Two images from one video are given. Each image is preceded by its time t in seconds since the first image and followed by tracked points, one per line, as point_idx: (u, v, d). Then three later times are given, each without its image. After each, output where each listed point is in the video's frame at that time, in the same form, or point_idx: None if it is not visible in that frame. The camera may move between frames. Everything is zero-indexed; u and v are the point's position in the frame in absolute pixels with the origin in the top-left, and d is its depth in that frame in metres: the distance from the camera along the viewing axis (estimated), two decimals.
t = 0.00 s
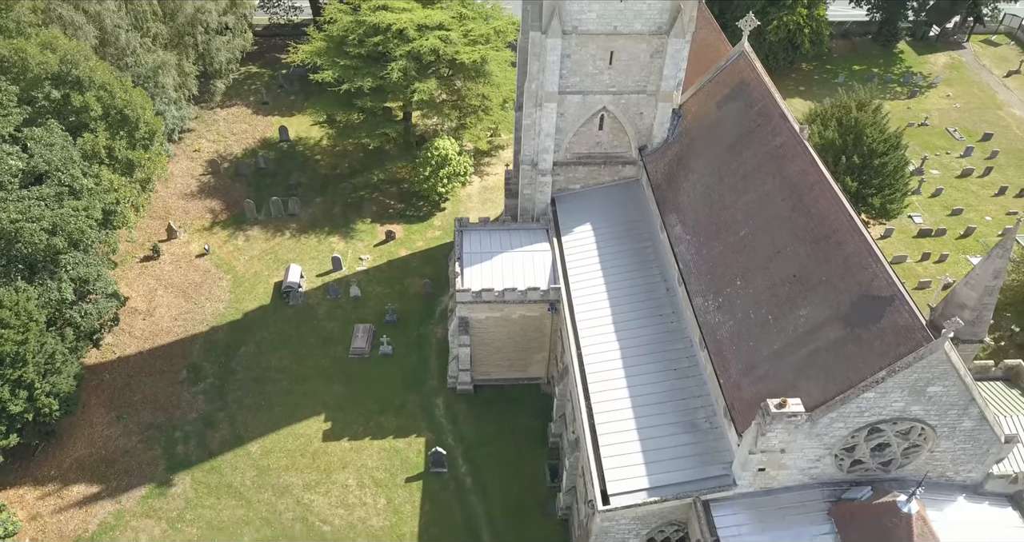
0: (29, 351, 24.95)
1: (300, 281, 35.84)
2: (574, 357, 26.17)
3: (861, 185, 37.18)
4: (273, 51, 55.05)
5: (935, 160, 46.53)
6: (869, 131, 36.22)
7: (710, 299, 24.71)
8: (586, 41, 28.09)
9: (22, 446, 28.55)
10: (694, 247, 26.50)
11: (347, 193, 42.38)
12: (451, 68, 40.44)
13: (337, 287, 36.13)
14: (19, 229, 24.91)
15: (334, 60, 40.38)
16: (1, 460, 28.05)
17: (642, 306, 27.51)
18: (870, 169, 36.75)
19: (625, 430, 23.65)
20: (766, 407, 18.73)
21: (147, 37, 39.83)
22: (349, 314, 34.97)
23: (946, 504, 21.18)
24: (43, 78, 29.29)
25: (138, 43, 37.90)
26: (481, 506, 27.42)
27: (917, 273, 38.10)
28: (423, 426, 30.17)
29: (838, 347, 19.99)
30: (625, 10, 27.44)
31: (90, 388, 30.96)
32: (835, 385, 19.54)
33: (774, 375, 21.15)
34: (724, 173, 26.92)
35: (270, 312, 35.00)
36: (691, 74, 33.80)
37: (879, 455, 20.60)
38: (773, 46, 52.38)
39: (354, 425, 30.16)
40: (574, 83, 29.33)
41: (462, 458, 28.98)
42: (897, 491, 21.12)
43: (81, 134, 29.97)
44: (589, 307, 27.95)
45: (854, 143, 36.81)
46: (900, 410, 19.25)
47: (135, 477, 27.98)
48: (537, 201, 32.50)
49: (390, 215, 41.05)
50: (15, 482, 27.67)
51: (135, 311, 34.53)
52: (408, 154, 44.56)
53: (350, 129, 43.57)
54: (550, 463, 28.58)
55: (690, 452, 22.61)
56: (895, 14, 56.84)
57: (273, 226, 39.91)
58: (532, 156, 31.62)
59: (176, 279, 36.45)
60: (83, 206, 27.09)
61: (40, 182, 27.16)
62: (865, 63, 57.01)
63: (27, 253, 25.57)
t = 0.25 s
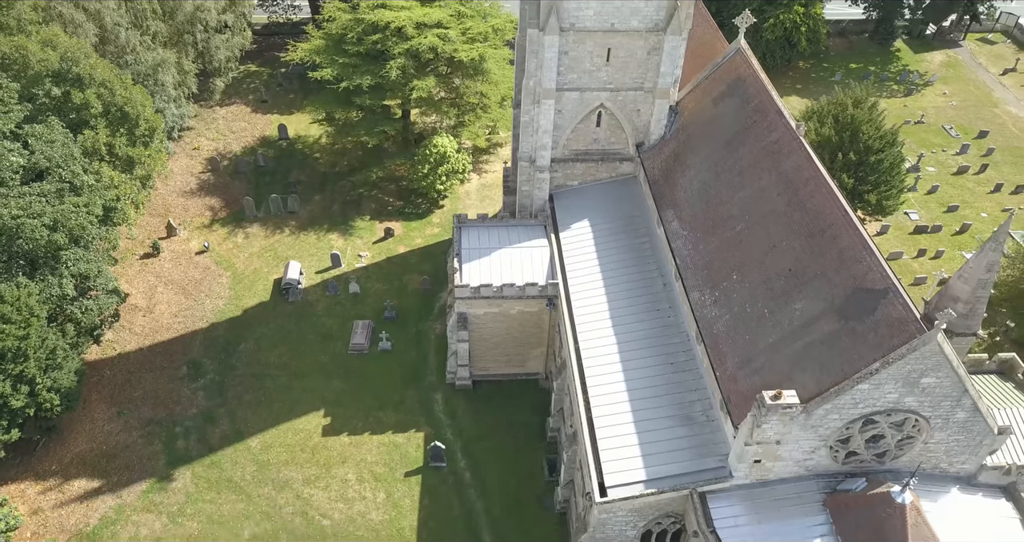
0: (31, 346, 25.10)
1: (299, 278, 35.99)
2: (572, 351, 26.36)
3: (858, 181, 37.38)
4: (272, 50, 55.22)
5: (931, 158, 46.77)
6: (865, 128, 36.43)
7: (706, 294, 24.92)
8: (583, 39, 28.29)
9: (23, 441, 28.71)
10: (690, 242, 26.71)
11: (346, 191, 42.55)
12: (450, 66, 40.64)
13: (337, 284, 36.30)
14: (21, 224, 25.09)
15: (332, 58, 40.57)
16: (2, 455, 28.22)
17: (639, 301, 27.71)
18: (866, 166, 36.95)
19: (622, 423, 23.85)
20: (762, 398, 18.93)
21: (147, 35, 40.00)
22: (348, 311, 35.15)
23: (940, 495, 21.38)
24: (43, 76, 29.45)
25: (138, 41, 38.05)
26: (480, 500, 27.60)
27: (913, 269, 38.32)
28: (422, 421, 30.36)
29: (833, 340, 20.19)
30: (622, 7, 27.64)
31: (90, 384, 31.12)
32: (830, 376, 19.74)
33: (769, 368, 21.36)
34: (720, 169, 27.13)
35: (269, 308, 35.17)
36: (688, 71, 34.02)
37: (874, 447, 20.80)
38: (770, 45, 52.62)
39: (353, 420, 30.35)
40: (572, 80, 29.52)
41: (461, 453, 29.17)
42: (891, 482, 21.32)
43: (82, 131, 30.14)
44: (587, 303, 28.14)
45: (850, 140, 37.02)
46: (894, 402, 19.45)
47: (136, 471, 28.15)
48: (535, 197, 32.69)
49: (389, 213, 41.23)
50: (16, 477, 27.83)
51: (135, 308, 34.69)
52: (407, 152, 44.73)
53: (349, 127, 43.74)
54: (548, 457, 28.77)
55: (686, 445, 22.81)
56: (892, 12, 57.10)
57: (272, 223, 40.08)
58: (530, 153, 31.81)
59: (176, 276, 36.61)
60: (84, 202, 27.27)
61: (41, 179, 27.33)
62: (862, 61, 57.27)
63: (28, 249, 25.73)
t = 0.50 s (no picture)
0: (32, 341, 25.27)
1: (298, 274, 36.14)
2: (570, 346, 26.56)
3: (854, 178, 37.58)
4: (271, 49, 55.37)
5: (927, 155, 47.00)
6: (861, 124, 36.64)
7: (703, 288, 25.13)
8: (580, 35, 28.50)
9: (24, 436, 28.87)
10: (687, 237, 26.91)
11: (345, 188, 42.71)
12: (448, 64, 40.83)
13: (336, 281, 36.47)
14: (22, 220, 25.28)
15: (331, 56, 40.76)
16: (3, 450, 28.38)
17: (636, 295, 27.91)
18: (862, 163, 37.17)
19: (619, 416, 24.05)
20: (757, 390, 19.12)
21: (146, 33, 40.19)
22: (347, 307, 35.32)
23: (934, 486, 21.58)
24: (44, 73, 29.63)
25: (138, 38, 38.20)
26: (479, 494, 27.78)
27: (909, 265, 38.54)
28: (421, 416, 30.56)
29: (828, 332, 20.38)
30: (619, 4, 27.84)
31: (91, 380, 31.27)
32: (825, 368, 19.94)
33: (765, 360, 21.55)
34: (716, 164, 27.33)
35: (269, 305, 35.34)
36: (684, 68, 34.22)
37: (868, 438, 21.00)
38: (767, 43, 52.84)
39: (353, 415, 30.53)
40: (570, 76, 29.71)
41: (460, 447, 29.36)
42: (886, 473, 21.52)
43: (82, 128, 30.34)
44: (585, 297, 28.34)
45: (846, 137, 37.23)
46: (888, 393, 19.65)
47: (137, 466, 28.31)
48: (533, 194, 32.89)
49: (388, 210, 41.41)
50: (17, 472, 27.98)
51: (135, 304, 34.84)
52: (405, 149, 44.91)
53: (347, 125, 43.91)
54: (546, 451, 28.97)
55: (683, 437, 23.00)
56: (888, 10, 57.33)
57: (272, 221, 40.25)
58: (528, 149, 31.98)
59: (175, 273, 36.77)
60: (84, 198, 27.47)
61: (41, 175, 27.49)
62: (859, 59, 57.50)
63: (29, 244, 25.93)
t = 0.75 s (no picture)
0: (34, 336, 25.44)
1: (298, 271, 36.30)
2: (567, 340, 26.74)
3: (850, 174, 37.79)
4: (270, 47, 55.53)
5: (923, 152, 47.23)
6: (857, 121, 36.85)
7: (699, 282, 25.32)
8: (578, 32, 28.69)
9: (24, 431, 29.03)
10: (684, 232, 27.11)
11: (343, 186, 42.88)
12: (447, 61, 41.00)
13: (335, 277, 36.64)
14: (23, 216, 25.47)
15: (330, 54, 40.95)
16: (4, 445, 28.54)
17: (633, 290, 28.11)
18: (858, 159, 37.37)
19: (617, 409, 24.24)
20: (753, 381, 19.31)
21: (145, 31, 40.39)
22: (346, 303, 35.50)
23: (928, 478, 21.78)
24: (45, 69, 29.78)
25: (138, 36, 38.37)
26: (477, 488, 27.96)
27: (905, 261, 38.75)
28: (420, 411, 30.74)
29: (823, 324, 20.58)
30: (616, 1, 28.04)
31: (91, 376, 31.43)
32: (819, 360, 20.15)
33: (761, 352, 21.76)
34: (713, 160, 27.53)
35: (268, 301, 35.51)
36: (681, 64, 34.42)
37: (863, 430, 21.20)
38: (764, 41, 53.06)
39: (352, 410, 30.70)
40: (567, 73, 29.90)
41: (459, 441, 29.54)
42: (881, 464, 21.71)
43: (82, 125, 30.53)
44: (582, 292, 28.52)
45: (842, 133, 37.44)
46: (882, 385, 19.85)
47: (137, 461, 28.48)
48: (531, 190, 33.07)
49: (387, 207, 41.57)
50: (18, 467, 28.15)
51: (136, 301, 35.01)
52: (404, 147, 45.09)
53: (346, 122, 44.07)
54: (544, 446, 29.16)
55: (680, 430, 23.20)
56: (885, 8, 57.56)
57: (271, 218, 40.43)
58: (526, 146, 32.18)
59: (175, 270, 36.94)
60: (85, 195, 27.68)
61: (42, 171, 27.65)
62: (856, 57, 57.73)
63: (30, 240, 26.11)
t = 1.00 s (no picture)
0: (35, 331, 25.59)
1: (297, 268, 36.48)
2: (565, 334, 26.93)
3: (846, 170, 38.01)
4: (269, 46, 55.67)
5: (919, 149, 47.46)
6: (853, 118, 37.06)
7: (696, 276, 25.52)
8: (575, 29, 28.89)
9: (26, 426, 29.19)
10: (681, 227, 27.31)
11: (342, 183, 43.06)
12: (445, 59, 41.17)
13: (334, 273, 36.83)
14: (24, 212, 25.69)
15: (329, 52, 41.14)
16: (6, 440, 28.72)
17: (630, 284, 28.32)
18: (854, 155, 37.60)
19: (614, 402, 24.44)
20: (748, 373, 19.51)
21: (145, 28, 40.58)
22: (346, 299, 35.68)
23: (922, 469, 21.99)
24: (46, 66, 29.93)
25: (137, 34, 38.53)
26: (476, 481, 28.16)
27: (901, 257, 38.96)
28: (419, 406, 30.93)
29: (817, 317, 20.78)
30: None
31: (92, 371, 31.60)
32: (814, 352, 20.35)
33: (756, 345, 21.96)
34: (710, 155, 27.73)
35: (268, 297, 35.68)
36: (678, 61, 34.64)
37: (857, 421, 21.41)
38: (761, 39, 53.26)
39: (351, 405, 30.89)
40: (565, 70, 30.09)
41: (457, 436, 29.73)
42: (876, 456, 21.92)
43: (83, 122, 30.70)
44: (580, 287, 28.72)
45: (838, 130, 37.66)
46: (876, 376, 20.05)
47: (138, 455, 28.65)
48: (530, 186, 33.26)
49: (386, 204, 41.75)
50: (20, 461, 28.31)
51: (136, 297, 35.18)
52: (403, 144, 45.27)
53: (345, 120, 44.24)
54: (543, 440, 29.35)
55: (677, 422, 23.41)
56: (881, 6, 57.80)
57: (270, 215, 40.60)
58: (524, 142, 32.37)
59: (175, 267, 37.10)
60: (86, 191, 27.92)
61: (43, 168, 27.84)
62: (853, 55, 57.96)
63: (31, 235, 26.30)
